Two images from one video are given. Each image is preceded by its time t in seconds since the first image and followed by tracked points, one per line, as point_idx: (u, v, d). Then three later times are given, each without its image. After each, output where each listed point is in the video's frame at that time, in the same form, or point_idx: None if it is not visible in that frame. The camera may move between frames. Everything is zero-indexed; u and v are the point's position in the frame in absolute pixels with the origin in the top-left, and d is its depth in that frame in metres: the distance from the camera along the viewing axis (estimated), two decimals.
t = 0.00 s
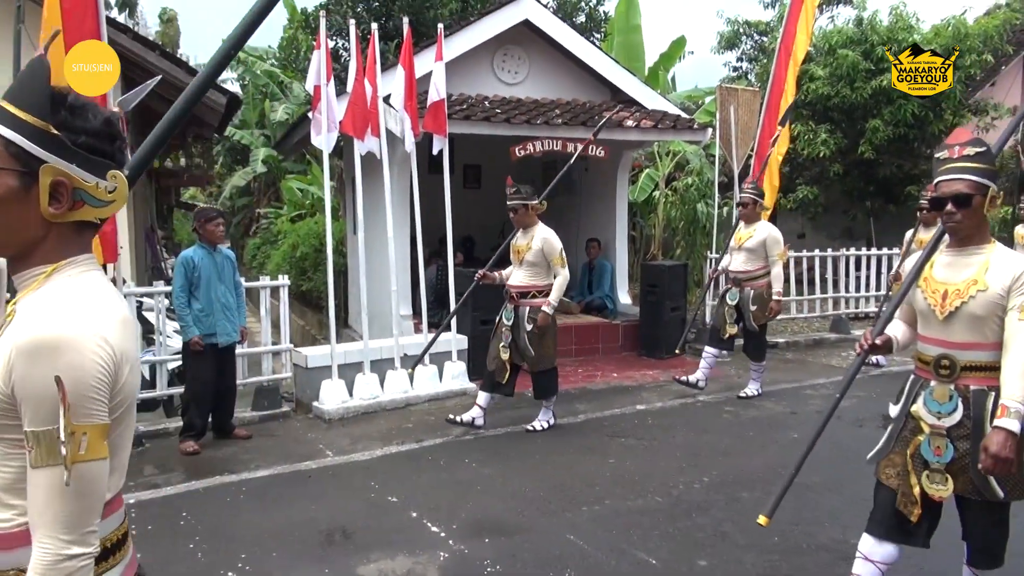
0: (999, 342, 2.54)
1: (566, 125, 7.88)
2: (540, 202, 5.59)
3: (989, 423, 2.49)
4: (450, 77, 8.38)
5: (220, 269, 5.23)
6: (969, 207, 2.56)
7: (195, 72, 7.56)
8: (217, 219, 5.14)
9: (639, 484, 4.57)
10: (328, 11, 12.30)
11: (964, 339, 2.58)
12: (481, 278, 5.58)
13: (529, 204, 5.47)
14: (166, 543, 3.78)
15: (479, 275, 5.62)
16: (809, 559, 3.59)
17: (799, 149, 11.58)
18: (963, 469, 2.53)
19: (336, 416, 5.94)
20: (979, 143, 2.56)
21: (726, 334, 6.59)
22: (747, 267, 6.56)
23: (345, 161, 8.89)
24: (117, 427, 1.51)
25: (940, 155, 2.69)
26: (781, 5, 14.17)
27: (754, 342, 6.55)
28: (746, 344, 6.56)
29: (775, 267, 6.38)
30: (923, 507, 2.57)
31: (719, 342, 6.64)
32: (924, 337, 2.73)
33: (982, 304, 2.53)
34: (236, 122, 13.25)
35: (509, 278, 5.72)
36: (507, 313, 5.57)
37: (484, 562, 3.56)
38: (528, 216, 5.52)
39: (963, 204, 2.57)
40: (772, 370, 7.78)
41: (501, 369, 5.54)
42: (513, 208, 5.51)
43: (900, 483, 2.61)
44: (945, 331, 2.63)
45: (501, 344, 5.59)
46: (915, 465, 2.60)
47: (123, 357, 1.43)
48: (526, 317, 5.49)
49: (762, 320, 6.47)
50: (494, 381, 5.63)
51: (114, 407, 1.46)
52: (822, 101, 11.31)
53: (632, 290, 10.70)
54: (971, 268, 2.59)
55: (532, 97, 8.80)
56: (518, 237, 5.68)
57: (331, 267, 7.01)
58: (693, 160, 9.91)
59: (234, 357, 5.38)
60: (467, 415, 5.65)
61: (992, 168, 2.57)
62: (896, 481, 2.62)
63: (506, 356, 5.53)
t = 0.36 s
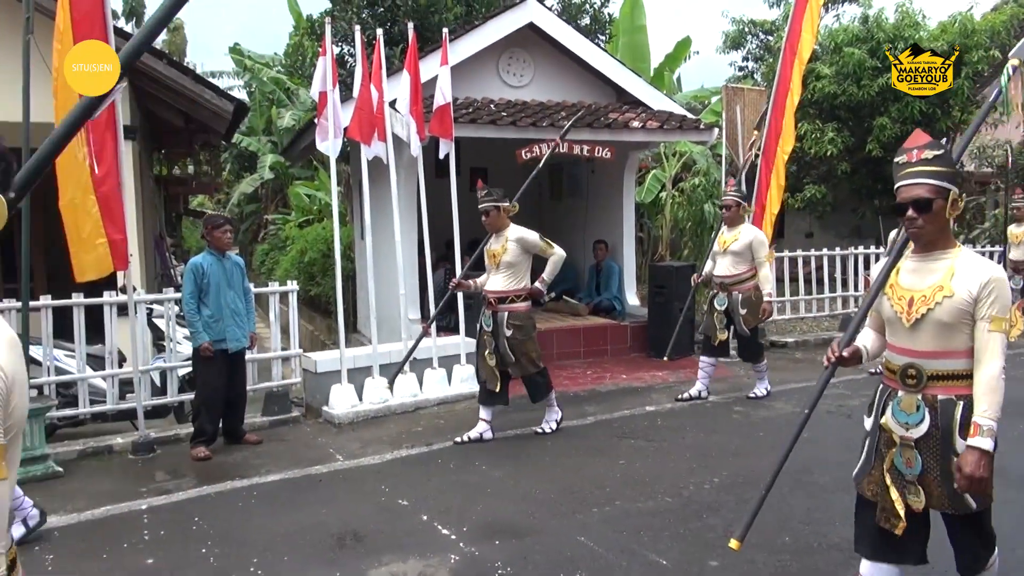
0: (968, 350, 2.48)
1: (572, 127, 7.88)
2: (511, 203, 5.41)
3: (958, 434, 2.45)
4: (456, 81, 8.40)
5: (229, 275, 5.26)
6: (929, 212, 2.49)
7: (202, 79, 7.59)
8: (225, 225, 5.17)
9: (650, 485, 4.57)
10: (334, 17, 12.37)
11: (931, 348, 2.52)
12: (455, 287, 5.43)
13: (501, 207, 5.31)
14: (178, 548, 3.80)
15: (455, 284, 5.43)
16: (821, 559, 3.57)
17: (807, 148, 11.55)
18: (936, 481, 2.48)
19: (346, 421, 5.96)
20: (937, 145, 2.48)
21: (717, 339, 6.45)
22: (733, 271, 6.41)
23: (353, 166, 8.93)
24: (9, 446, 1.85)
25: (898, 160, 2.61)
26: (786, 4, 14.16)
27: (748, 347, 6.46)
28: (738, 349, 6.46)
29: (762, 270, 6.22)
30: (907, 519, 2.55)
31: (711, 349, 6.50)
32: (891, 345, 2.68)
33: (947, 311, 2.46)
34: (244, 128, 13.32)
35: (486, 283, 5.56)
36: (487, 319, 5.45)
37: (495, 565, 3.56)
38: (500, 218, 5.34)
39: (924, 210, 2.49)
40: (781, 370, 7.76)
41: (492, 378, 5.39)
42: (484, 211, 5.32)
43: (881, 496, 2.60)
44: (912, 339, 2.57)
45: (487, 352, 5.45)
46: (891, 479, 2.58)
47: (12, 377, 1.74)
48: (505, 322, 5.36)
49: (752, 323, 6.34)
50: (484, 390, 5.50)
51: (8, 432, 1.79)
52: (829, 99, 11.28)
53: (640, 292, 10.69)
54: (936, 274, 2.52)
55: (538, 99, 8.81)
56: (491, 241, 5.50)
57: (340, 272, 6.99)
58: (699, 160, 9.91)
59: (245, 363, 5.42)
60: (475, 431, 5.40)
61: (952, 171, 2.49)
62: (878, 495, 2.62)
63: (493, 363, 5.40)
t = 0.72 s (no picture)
0: (921, 339, 2.47)
1: (570, 124, 7.87)
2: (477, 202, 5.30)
3: (905, 425, 2.45)
4: (454, 80, 8.40)
5: (229, 278, 5.27)
6: (877, 199, 2.50)
7: (199, 81, 7.56)
8: (223, 228, 5.17)
9: (653, 481, 4.57)
10: (331, 17, 12.36)
11: (881, 336, 2.52)
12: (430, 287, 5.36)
13: (466, 205, 5.18)
14: (184, 551, 3.81)
15: (429, 284, 5.31)
16: (825, 553, 3.58)
17: (806, 142, 11.55)
18: (880, 472, 2.48)
19: (349, 421, 5.97)
20: (883, 131, 2.51)
21: (692, 333, 6.46)
22: (706, 264, 6.36)
23: (352, 167, 8.92)
24: None
25: (848, 147, 2.63)
26: None
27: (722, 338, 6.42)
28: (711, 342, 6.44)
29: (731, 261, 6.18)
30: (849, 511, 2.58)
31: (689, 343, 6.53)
32: (843, 335, 2.68)
33: (897, 300, 2.46)
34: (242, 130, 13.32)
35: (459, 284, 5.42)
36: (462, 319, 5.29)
37: (500, 563, 3.57)
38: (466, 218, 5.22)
39: (872, 196, 2.50)
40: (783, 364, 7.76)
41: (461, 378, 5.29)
42: (450, 212, 5.20)
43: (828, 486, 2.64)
44: (864, 328, 2.57)
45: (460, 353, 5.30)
46: (839, 469, 2.60)
47: None
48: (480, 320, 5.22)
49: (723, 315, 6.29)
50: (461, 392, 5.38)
51: None
52: (827, 93, 11.27)
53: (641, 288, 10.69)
54: (886, 262, 2.53)
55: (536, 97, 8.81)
56: (461, 241, 5.36)
57: (340, 273, 6.98)
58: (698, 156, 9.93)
59: (246, 364, 5.43)
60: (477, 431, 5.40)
61: (900, 157, 2.51)
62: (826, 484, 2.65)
63: (464, 364, 5.26)
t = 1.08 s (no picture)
0: (901, 342, 2.44)
1: (571, 122, 7.86)
2: (461, 204, 5.24)
3: (885, 429, 2.40)
4: (455, 79, 8.40)
5: (233, 277, 5.27)
6: (859, 200, 2.46)
7: (200, 81, 7.56)
8: (224, 228, 5.17)
9: (656, 479, 4.57)
10: (331, 16, 12.35)
11: (860, 340, 2.48)
12: (414, 289, 5.31)
13: (449, 207, 5.09)
14: (187, 551, 3.82)
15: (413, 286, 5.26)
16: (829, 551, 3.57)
17: (807, 139, 11.53)
18: (858, 478, 2.43)
19: (351, 420, 5.96)
20: (870, 129, 2.48)
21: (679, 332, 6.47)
22: (695, 262, 6.35)
23: (353, 166, 8.92)
24: None
25: (830, 144, 2.60)
26: None
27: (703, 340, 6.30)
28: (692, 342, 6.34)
29: (724, 260, 6.20)
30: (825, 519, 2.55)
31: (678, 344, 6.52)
32: (819, 337, 2.64)
33: (878, 305, 2.42)
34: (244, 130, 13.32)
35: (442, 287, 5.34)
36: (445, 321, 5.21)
37: (503, 562, 3.57)
38: (450, 219, 5.16)
39: (855, 197, 2.46)
40: (785, 362, 7.76)
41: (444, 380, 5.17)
42: (433, 214, 5.13)
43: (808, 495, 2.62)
44: (842, 332, 2.53)
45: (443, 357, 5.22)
46: (819, 477, 2.57)
47: None
48: (463, 322, 5.13)
49: (712, 313, 6.26)
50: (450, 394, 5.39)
51: None
52: (828, 89, 11.26)
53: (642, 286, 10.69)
54: (867, 265, 2.49)
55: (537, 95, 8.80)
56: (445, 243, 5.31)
57: (342, 272, 6.96)
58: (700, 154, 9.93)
59: (248, 364, 5.43)
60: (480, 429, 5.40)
61: (884, 157, 2.48)
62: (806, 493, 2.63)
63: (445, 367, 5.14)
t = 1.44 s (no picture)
0: (857, 349, 2.32)
1: (567, 106, 7.82)
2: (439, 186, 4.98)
3: (837, 443, 2.31)
4: (449, 62, 8.34)
5: (226, 263, 5.24)
6: (824, 193, 2.33)
7: (193, 65, 7.51)
8: (217, 213, 5.13)
9: (651, 462, 4.58)
10: None
11: (815, 346, 2.36)
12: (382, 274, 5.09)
13: (425, 189, 4.87)
14: (182, 535, 3.81)
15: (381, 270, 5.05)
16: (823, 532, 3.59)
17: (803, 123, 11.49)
18: (813, 492, 2.36)
19: (346, 405, 5.95)
20: (840, 118, 2.33)
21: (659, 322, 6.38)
22: (674, 251, 6.25)
23: (347, 150, 8.86)
24: None
25: (799, 131, 2.45)
26: None
27: (681, 329, 6.23)
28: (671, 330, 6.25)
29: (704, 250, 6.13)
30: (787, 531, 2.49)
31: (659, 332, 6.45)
32: (774, 341, 2.52)
33: (835, 308, 2.30)
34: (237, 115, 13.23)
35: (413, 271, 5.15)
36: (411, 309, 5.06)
37: (498, 544, 3.57)
38: (424, 202, 4.92)
39: (819, 189, 2.33)
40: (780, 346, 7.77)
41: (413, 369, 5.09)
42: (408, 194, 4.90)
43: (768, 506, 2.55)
44: (796, 336, 2.41)
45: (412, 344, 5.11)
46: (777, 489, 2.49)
47: None
48: (428, 313, 4.97)
49: (689, 304, 6.16)
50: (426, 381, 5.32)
51: None
52: (825, 73, 11.21)
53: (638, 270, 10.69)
54: (827, 264, 2.36)
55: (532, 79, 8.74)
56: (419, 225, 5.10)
57: (336, 257, 6.91)
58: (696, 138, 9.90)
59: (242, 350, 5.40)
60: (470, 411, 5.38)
61: (853, 148, 2.34)
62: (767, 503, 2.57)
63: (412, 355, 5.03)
